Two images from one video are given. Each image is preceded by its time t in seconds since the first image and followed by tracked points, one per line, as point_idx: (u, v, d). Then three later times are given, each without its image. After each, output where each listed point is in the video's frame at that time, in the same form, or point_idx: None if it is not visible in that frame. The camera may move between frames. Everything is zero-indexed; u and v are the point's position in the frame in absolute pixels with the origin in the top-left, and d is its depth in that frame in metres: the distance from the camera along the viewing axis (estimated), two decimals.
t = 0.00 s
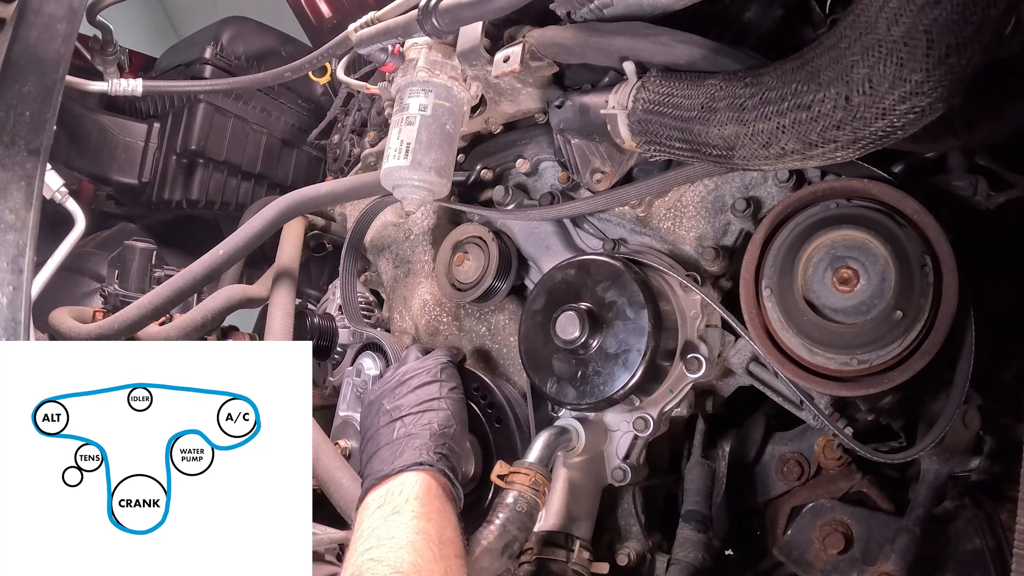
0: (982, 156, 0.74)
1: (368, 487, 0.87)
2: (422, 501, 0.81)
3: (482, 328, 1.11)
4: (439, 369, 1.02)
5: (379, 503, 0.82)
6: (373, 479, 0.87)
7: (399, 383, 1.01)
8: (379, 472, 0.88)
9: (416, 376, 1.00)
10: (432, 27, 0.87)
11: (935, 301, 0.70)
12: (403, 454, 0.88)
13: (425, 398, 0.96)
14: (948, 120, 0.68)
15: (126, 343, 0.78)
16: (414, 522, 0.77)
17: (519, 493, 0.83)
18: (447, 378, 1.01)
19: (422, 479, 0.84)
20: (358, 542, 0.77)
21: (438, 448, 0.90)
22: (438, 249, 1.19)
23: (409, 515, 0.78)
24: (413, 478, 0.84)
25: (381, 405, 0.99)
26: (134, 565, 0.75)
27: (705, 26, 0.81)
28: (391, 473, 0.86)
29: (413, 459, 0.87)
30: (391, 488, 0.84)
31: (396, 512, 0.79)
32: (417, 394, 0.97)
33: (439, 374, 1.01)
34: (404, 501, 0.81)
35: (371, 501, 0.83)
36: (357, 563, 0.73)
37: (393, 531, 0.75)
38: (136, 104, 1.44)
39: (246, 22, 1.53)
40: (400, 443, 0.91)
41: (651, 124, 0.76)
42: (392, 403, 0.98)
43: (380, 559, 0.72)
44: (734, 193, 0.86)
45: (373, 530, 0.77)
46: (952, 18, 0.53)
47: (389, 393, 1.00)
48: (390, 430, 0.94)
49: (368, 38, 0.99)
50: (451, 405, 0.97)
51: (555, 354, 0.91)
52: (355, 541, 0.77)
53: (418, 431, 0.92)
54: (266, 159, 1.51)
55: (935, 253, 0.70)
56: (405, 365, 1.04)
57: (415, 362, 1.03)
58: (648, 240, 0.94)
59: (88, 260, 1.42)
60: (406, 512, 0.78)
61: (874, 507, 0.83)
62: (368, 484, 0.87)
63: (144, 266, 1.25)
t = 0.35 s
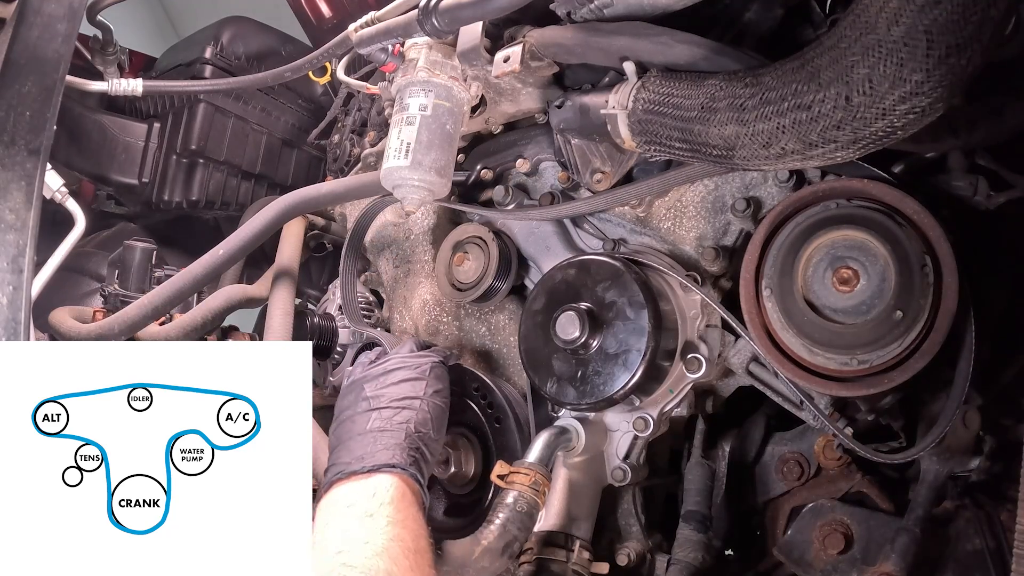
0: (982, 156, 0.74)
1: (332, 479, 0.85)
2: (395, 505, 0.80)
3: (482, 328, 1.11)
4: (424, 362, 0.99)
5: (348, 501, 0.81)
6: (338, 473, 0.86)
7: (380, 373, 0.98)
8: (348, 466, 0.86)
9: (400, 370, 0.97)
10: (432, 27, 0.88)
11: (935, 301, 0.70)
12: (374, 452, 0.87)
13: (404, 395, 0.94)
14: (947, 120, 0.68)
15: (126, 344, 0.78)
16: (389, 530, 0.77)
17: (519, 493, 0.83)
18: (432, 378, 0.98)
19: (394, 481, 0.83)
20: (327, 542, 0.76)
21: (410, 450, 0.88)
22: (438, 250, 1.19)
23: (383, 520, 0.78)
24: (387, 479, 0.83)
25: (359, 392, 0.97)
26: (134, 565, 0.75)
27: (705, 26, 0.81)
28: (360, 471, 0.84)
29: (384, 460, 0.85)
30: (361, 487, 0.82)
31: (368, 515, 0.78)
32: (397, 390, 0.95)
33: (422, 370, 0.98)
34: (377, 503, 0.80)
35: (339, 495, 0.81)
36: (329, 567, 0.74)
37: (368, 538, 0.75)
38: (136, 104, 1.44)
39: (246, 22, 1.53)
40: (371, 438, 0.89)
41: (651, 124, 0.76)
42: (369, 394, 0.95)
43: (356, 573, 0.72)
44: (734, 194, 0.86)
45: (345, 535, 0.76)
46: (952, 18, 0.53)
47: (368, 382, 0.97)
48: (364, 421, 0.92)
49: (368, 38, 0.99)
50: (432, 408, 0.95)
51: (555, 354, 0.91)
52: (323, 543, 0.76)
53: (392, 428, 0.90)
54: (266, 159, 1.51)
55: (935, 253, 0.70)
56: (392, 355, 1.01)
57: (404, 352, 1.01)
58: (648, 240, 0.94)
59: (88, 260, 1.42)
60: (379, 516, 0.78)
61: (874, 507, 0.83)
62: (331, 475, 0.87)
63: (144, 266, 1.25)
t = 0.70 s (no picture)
0: (982, 156, 0.74)
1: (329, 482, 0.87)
2: (394, 514, 0.83)
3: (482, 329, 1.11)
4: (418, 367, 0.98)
5: (344, 506, 0.83)
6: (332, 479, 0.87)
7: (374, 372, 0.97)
8: (344, 474, 0.87)
9: (398, 373, 0.97)
10: (432, 27, 0.88)
11: (936, 301, 0.70)
12: (372, 461, 0.88)
13: (402, 400, 0.94)
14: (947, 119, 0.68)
15: (126, 344, 0.78)
16: (387, 540, 0.80)
17: (519, 493, 0.83)
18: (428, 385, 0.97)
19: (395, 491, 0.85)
20: (327, 544, 0.80)
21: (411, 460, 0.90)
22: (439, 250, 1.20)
23: (382, 529, 0.81)
24: (385, 488, 0.85)
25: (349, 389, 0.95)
26: (134, 565, 0.75)
27: (706, 26, 0.81)
28: (360, 479, 0.86)
29: (385, 470, 0.87)
30: (361, 493, 0.84)
31: (368, 521, 0.82)
32: (393, 396, 0.94)
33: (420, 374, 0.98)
34: (377, 510, 0.83)
35: (338, 498, 0.84)
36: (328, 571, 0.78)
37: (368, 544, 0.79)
38: (136, 104, 1.44)
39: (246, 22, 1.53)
40: (368, 446, 0.89)
41: (651, 123, 0.76)
42: (362, 395, 0.93)
43: None
44: (735, 193, 0.86)
45: (343, 541, 0.80)
46: (952, 18, 0.53)
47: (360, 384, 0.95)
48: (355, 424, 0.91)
49: (368, 38, 0.99)
50: (427, 416, 0.95)
51: (555, 354, 0.91)
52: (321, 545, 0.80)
53: (389, 435, 0.90)
54: (266, 158, 1.51)
55: (936, 253, 0.70)
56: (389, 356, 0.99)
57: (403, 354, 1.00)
58: (648, 240, 0.94)
59: (87, 259, 1.42)
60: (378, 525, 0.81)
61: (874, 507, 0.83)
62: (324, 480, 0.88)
63: (144, 266, 1.25)
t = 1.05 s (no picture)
0: (982, 157, 0.73)
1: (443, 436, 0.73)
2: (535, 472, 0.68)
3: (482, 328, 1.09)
4: (565, 251, 0.81)
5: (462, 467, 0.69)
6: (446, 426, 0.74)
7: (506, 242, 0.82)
8: (455, 418, 0.73)
9: (505, 274, 0.79)
10: (433, 27, 0.88)
11: (936, 301, 0.70)
12: (497, 401, 0.72)
13: (544, 310, 0.77)
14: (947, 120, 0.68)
15: (126, 344, 0.78)
16: (505, 505, 0.65)
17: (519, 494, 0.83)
18: (567, 288, 0.79)
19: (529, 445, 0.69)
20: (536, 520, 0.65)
21: (542, 405, 0.73)
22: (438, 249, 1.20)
23: (507, 496, 0.65)
24: (518, 445, 0.69)
25: (487, 280, 0.80)
26: (134, 565, 0.75)
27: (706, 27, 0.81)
28: (479, 430, 0.70)
29: (489, 420, 0.71)
30: (493, 450, 0.69)
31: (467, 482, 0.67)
32: (526, 306, 0.77)
33: (571, 250, 0.81)
34: (511, 472, 0.67)
35: (457, 455, 0.69)
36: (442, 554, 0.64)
37: (460, 503, 0.65)
38: (136, 104, 1.44)
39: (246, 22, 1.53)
40: (490, 380, 0.73)
41: (651, 124, 0.76)
42: (495, 301, 0.78)
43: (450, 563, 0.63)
44: (735, 193, 0.86)
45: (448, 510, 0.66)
46: (952, 19, 0.53)
47: (487, 287, 0.79)
48: (470, 319, 0.78)
49: (368, 38, 0.99)
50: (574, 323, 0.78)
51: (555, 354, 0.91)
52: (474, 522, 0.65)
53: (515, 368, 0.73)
54: (266, 159, 1.51)
55: (935, 253, 0.70)
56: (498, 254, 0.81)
57: (556, 233, 0.83)
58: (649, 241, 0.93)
59: (88, 259, 1.42)
60: (482, 480, 0.67)
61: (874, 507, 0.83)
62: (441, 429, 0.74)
63: (144, 266, 1.25)
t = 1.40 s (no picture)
0: (982, 156, 0.73)
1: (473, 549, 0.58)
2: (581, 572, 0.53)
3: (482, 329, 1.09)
4: (684, 251, 0.66)
5: None
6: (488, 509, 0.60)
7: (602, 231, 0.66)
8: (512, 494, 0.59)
9: (591, 296, 0.62)
10: (433, 27, 0.88)
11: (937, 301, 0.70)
12: (568, 477, 0.57)
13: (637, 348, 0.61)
14: (947, 120, 0.68)
15: (126, 344, 0.78)
16: None
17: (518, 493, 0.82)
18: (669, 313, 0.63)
19: (553, 554, 0.54)
20: None
21: (634, 489, 0.59)
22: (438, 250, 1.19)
23: None
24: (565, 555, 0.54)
25: (570, 282, 0.63)
26: (134, 565, 0.75)
27: (706, 26, 0.81)
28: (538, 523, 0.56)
29: (564, 511, 0.56)
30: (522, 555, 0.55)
31: None
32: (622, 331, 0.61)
33: (694, 250, 0.66)
34: None
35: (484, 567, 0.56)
36: None
37: None
38: (136, 104, 1.44)
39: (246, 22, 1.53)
40: (560, 447, 0.58)
41: (651, 124, 0.76)
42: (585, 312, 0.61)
43: None
44: (735, 194, 0.86)
45: None
46: (952, 18, 0.53)
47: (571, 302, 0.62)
48: (541, 335, 0.62)
49: (368, 38, 0.99)
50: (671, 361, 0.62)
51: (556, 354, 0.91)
52: None
53: (602, 435, 0.59)
54: (266, 159, 1.51)
55: (935, 253, 0.70)
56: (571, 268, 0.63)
57: (664, 223, 0.67)
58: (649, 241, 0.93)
59: (88, 259, 1.42)
60: None
61: (874, 507, 0.82)
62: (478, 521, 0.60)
63: (144, 266, 1.25)
